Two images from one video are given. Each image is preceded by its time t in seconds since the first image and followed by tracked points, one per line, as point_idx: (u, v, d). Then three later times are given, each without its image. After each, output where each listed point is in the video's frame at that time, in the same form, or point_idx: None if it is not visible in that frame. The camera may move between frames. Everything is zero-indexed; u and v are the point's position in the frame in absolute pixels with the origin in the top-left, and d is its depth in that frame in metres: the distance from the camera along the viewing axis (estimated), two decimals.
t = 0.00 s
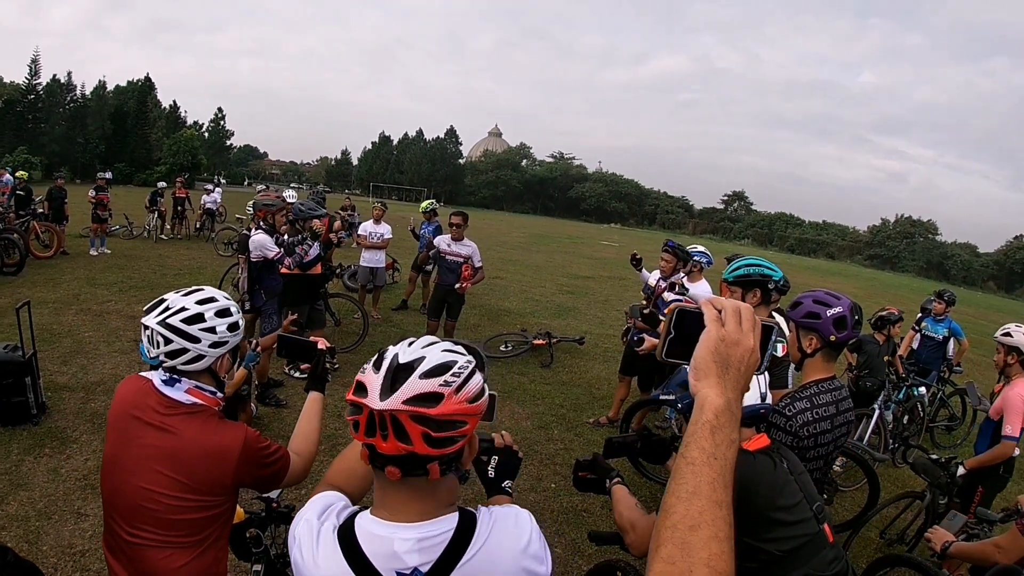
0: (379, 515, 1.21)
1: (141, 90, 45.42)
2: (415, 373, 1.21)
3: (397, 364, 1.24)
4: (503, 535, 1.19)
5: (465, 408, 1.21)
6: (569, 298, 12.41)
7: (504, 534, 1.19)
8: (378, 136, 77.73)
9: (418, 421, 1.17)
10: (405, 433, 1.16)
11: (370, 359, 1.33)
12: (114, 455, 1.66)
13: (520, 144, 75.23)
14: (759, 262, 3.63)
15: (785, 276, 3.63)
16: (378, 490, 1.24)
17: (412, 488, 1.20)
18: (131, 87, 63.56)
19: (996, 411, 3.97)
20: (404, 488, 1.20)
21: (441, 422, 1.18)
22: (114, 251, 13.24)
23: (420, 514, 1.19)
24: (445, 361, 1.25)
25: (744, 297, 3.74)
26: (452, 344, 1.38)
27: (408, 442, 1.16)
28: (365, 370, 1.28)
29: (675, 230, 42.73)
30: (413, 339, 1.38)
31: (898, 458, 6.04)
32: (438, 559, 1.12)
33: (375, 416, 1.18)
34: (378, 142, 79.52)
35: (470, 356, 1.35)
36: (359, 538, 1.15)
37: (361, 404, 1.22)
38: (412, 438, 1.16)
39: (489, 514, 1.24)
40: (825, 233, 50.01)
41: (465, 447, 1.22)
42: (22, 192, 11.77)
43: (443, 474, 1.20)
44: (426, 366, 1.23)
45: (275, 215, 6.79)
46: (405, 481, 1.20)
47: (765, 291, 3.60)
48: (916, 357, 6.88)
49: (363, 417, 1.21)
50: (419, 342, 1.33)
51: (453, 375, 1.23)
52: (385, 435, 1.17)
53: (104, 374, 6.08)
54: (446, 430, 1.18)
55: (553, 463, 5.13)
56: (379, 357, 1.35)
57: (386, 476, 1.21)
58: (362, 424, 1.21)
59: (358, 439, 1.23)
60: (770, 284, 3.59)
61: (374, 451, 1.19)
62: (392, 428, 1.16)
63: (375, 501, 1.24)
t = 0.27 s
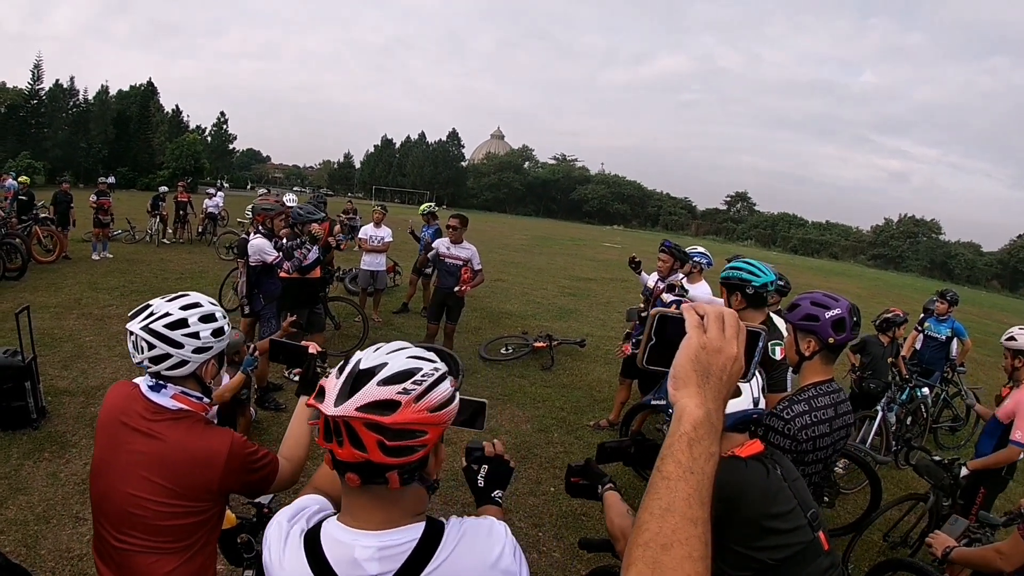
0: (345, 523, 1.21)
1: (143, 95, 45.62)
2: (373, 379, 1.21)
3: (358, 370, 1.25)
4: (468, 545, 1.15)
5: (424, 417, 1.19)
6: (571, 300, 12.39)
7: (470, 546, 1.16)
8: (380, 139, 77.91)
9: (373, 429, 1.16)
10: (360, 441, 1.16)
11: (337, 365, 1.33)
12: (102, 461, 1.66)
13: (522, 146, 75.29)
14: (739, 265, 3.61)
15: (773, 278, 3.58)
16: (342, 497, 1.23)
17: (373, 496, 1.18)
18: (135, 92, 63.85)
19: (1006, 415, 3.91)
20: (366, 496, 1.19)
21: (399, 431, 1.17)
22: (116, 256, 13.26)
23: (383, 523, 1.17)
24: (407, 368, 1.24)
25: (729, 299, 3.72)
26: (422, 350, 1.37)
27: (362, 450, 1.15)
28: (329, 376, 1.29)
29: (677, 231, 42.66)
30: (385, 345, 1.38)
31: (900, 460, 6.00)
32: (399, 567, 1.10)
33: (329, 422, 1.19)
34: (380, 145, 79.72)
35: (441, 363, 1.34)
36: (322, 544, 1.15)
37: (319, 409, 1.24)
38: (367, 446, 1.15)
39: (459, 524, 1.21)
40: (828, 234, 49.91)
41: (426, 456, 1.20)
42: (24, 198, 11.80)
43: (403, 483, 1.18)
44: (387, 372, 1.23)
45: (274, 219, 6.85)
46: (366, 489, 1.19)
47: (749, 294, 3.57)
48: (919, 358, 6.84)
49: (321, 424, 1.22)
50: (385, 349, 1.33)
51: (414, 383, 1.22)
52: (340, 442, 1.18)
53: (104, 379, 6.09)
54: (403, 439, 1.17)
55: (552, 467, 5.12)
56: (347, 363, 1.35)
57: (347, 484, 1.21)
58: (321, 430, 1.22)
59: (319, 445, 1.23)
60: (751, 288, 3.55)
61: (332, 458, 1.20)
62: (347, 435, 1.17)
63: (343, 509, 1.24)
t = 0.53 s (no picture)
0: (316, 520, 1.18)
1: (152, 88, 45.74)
2: (336, 372, 1.18)
3: (323, 362, 1.22)
4: (439, 549, 1.11)
5: (389, 413, 1.14)
6: (578, 293, 12.33)
7: (441, 550, 1.11)
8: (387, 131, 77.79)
9: (333, 423, 1.13)
10: (321, 436, 1.13)
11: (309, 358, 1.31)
12: (89, 452, 1.64)
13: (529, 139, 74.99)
14: (744, 257, 3.55)
15: (779, 270, 3.51)
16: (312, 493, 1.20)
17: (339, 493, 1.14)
18: (143, 84, 64.06)
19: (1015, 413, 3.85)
20: (332, 493, 1.15)
21: (362, 425, 1.13)
22: (123, 247, 13.31)
23: (350, 522, 1.13)
24: (374, 362, 1.20)
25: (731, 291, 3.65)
26: (398, 344, 1.34)
27: (324, 445, 1.13)
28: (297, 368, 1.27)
29: (685, 225, 42.41)
30: (360, 337, 1.35)
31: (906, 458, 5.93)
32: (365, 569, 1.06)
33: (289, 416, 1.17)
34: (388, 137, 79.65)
35: (416, 357, 1.30)
36: (290, 542, 1.12)
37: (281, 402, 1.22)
38: (328, 440, 1.12)
39: (434, 526, 1.16)
40: (838, 228, 49.46)
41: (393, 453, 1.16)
42: (30, 190, 11.85)
43: (368, 481, 1.13)
44: (353, 366, 1.20)
45: (276, 211, 6.82)
46: (332, 485, 1.15)
47: (751, 287, 3.51)
48: (927, 355, 6.75)
49: (285, 417, 1.20)
50: (356, 342, 1.30)
51: (381, 377, 1.18)
52: (300, 435, 1.16)
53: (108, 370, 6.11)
54: (366, 435, 1.13)
55: (555, 461, 5.09)
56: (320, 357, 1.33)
57: (312, 480, 1.18)
58: (285, 422, 1.20)
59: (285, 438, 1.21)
60: (754, 280, 3.48)
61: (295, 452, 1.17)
62: (308, 429, 1.14)
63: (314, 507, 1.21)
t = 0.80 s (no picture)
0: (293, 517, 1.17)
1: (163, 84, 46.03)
2: (305, 367, 1.15)
3: (293, 357, 1.20)
4: (418, 550, 1.08)
5: (358, 410, 1.12)
6: (590, 285, 12.25)
7: (420, 551, 1.08)
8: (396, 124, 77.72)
9: (300, 419, 1.11)
10: (289, 432, 1.12)
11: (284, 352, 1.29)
12: (88, 445, 1.63)
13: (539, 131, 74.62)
14: (754, 246, 3.47)
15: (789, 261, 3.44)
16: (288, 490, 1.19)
17: (312, 490, 1.12)
18: (154, 81, 64.49)
19: None
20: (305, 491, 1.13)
21: (331, 422, 1.10)
22: (135, 242, 13.42)
23: (324, 521, 1.10)
24: (344, 356, 1.18)
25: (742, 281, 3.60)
26: (375, 338, 1.31)
27: (292, 442, 1.11)
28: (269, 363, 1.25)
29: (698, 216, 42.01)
30: (337, 332, 1.33)
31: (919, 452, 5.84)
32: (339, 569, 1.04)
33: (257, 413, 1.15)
34: (397, 131, 79.63)
35: (393, 351, 1.27)
36: (267, 539, 1.11)
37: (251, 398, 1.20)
38: (295, 437, 1.10)
39: (414, 525, 1.14)
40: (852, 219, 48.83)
41: (365, 451, 1.13)
42: (42, 187, 11.94)
43: (339, 479, 1.11)
44: (323, 360, 1.17)
45: (283, 204, 6.73)
46: (304, 483, 1.13)
47: (764, 277, 3.45)
48: (941, 347, 6.63)
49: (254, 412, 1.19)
50: (330, 336, 1.28)
51: (351, 372, 1.15)
52: (268, 432, 1.14)
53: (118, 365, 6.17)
54: (335, 432, 1.10)
55: (563, 454, 5.07)
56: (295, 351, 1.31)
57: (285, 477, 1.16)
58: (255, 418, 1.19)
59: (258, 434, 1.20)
60: (765, 269, 3.41)
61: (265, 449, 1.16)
62: (275, 425, 1.13)
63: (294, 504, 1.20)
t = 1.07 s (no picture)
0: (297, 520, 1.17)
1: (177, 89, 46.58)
2: (302, 369, 1.15)
3: (291, 359, 1.20)
4: (420, 554, 1.07)
5: (355, 412, 1.11)
6: (606, 279, 12.16)
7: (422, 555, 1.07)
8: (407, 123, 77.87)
9: (296, 422, 1.11)
10: (285, 435, 1.12)
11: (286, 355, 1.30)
12: (109, 444, 1.64)
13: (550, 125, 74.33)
14: (773, 236, 3.39)
15: (807, 251, 3.39)
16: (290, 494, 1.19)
17: (312, 494, 1.12)
18: (168, 87, 65.24)
19: None
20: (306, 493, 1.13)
21: (327, 425, 1.10)
22: (154, 246, 13.61)
23: (326, 523, 1.10)
24: (342, 358, 1.17)
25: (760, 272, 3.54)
26: (377, 340, 1.30)
27: (289, 446, 1.11)
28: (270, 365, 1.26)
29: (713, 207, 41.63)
30: (339, 334, 1.33)
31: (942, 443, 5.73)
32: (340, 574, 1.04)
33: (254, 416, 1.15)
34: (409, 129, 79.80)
35: (395, 353, 1.26)
36: (271, 543, 1.11)
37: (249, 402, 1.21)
38: (292, 441, 1.11)
39: (418, 528, 1.13)
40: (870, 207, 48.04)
41: (364, 453, 1.12)
42: (59, 195, 12.11)
43: (338, 482, 1.10)
44: (320, 363, 1.17)
45: (296, 205, 6.78)
46: (304, 486, 1.13)
47: (782, 267, 3.39)
48: (964, 336, 6.50)
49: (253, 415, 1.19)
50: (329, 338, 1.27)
51: (349, 374, 1.15)
52: (266, 435, 1.15)
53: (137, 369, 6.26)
54: (332, 435, 1.10)
55: (581, 450, 5.05)
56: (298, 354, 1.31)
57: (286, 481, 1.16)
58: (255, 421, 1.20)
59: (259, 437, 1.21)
60: (785, 260, 3.36)
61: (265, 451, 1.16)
62: (271, 428, 1.13)
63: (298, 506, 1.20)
